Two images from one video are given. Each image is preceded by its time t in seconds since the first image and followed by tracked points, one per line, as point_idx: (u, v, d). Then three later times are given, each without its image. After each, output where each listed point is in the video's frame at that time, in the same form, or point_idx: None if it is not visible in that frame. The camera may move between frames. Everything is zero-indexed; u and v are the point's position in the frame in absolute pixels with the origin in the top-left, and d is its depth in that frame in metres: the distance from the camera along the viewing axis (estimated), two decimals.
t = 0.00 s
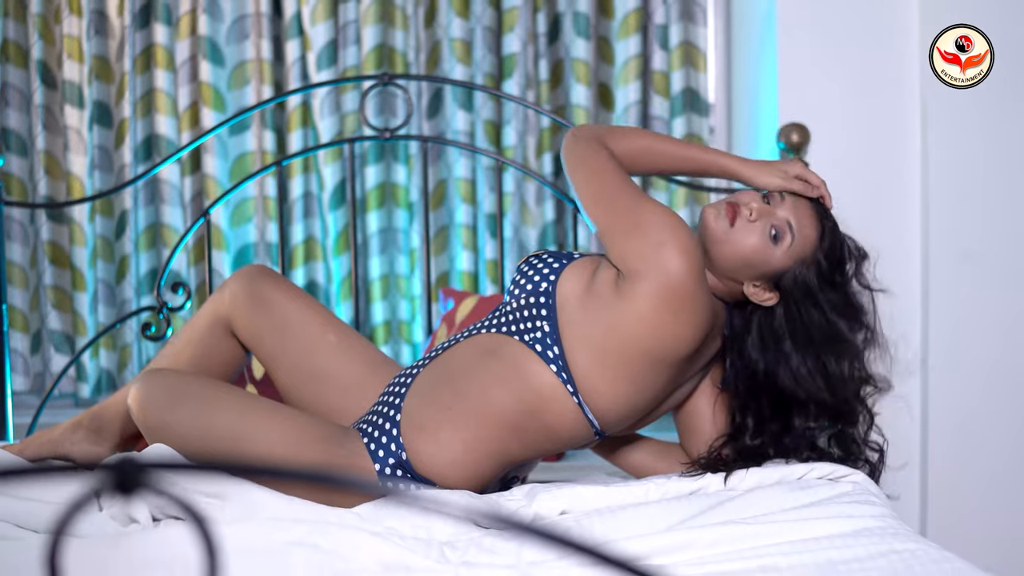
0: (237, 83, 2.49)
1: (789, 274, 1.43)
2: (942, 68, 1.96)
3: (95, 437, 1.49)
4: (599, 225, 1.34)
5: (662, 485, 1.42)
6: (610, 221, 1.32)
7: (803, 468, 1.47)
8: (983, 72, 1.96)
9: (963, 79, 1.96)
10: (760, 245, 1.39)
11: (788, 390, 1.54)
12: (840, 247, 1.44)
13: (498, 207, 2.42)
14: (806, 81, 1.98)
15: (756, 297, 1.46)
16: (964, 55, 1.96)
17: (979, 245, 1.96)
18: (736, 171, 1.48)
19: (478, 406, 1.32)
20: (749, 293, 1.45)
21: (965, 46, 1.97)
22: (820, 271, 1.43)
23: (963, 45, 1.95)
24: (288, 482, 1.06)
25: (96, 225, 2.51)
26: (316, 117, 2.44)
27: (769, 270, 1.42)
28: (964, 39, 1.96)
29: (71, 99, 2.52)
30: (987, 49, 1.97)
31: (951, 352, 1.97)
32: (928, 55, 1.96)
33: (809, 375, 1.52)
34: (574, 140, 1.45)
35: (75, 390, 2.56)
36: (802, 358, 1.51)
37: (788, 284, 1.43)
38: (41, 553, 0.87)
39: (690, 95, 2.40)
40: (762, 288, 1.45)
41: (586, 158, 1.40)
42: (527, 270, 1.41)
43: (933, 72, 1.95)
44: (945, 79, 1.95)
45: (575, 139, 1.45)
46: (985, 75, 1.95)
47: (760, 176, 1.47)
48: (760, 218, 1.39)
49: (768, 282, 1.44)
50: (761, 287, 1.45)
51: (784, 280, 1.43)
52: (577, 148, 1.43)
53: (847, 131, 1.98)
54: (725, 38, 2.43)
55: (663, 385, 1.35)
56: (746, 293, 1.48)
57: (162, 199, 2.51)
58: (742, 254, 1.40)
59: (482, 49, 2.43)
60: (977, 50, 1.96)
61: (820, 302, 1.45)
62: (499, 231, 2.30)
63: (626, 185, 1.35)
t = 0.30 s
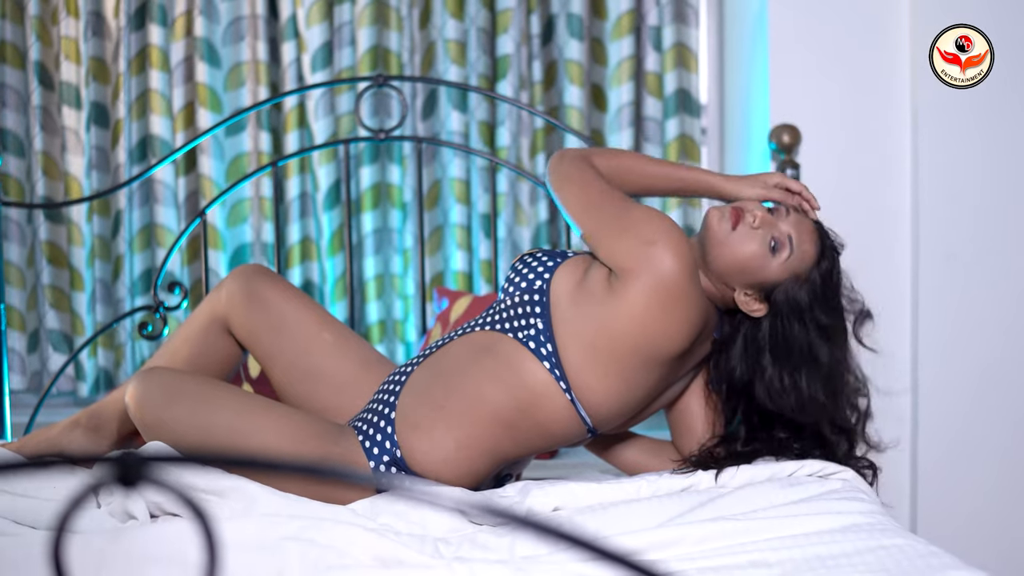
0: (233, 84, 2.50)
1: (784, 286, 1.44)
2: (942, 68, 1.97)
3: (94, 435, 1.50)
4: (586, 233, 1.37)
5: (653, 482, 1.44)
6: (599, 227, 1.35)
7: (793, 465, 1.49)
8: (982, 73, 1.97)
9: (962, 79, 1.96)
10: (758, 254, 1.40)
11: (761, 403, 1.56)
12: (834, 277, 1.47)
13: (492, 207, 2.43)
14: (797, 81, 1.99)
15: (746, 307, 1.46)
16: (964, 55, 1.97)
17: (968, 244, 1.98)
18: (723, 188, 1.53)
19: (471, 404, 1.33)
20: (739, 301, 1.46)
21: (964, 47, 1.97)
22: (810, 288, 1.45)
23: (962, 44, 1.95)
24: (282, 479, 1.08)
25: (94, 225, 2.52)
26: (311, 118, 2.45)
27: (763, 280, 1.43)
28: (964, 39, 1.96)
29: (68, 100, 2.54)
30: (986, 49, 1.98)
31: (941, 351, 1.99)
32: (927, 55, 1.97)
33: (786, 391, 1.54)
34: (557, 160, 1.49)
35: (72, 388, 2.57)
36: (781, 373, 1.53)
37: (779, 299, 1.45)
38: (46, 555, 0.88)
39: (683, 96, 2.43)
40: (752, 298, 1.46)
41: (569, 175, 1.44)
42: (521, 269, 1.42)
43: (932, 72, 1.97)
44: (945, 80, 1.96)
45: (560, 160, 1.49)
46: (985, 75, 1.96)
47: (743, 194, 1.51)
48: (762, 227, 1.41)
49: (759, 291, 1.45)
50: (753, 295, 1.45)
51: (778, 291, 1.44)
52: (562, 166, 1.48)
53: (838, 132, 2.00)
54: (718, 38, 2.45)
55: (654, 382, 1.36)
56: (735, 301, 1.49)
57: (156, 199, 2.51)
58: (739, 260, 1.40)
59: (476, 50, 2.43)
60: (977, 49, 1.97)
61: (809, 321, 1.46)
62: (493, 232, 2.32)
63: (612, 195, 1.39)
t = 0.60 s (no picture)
0: (228, 85, 2.53)
1: (776, 292, 1.46)
2: (942, 68, 2.00)
3: (90, 434, 1.51)
4: (573, 235, 1.39)
5: (644, 480, 1.45)
6: (585, 229, 1.37)
7: (783, 463, 1.51)
8: (982, 72, 1.99)
9: (962, 79, 1.99)
10: (749, 259, 1.42)
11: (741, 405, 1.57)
12: (831, 292, 1.49)
13: (485, 208, 2.45)
14: (788, 81, 2.01)
15: (738, 311, 1.49)
16: (964, 55, 1.99)
17: (956, 245, 2.00)
18: (699, 199, 1.55)
19: (464, 402, 1.35)
20: (732, 304, 1.48)
21: (965, 46, 2.00)
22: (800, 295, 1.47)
23: (963, 45, 1.98)
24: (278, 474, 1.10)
25: (90, 226, 2.54)
26: (305, 120, 2.47)
27: (758, 283, 1.45)
28: (965, 38, 1.99)
29: (65, 102, 2.55)
30: (987, 48, 2.00)
31: (929, 350, 2.01)
32: (928, 54, 2.00)
33: (767, 397, 1.56)
34: (538, 172, 1.55)
35: (69, 389, 2.58)
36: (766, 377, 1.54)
37: (770, 306, 1.47)
38: (49, 555, 0.90)
39: (675, 97, 2.44)
40: (743, 302, 1.48)
41: (553, 186, 1.48)
42: (513, 268, 1.44)
43: (933, 72, 2.00)
44: (946, 80, 1.99)
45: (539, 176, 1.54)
46: (984, 75, 1.99)
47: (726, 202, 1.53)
48: (762, 230, 1.43)
49: (750, 296, 1.47)
50: (744, 299, 1.47)
51: (768, 297, 1.46)
52: (542, 175, 1.54)
53: (829, 133, 2.02)
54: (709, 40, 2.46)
55: (646, 380, 1.38)
56: (727, 306, 1.51)
57: (150, 200, 2.53)
58: (735, 260, 1.43)
59: (469, 53, 2.46)
60: (976, 49, 1.99)
61: (798, 329, 1.48)
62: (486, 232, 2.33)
63: (591, 199, 1.42)
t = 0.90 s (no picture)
0: (219, 86, 2.54)
1: (760, 292, 1.50)
2: (942, 68, 2.02)
3: (81, 432, 1.53)
4: (555, 235, 1.42)
5: (628, 477, 1.47)
6: (569, 228, 1.40)
7: (765, 460, 1.53)
8: (982, 71, 2.02)
9: (962, 79, 2.01)
10: (737, 260, 1.46)
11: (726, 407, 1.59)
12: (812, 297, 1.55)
13: (474, 208, 2.48)
14: (775, 83, 2.03)
15: (723, 312, 1.51)
16: (964, 55, 2.01)
17: (939, 245, 2.03)
18: (678, 201, 1.60)
19: (451, 401, 1.37)
20: (717, 305, 1.50)
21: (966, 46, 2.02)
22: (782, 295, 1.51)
23: (964, 44, 2.00)
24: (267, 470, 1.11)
25: (81, 226, 2.53)
26: (294, 121, 2.48)
27: (745, 283, 1.48)
28: (965, 38, 2.01)
29: (55, 103, 2.57)
30: (987, 48, 2.02)
31: (913, 349, 2.04)
32: (928, 54, 2.02)
33: (753, 397, 1.58)
34: (515, 179, 1.59)
35: (61, 388, 2.60)
36: (750, 378, 1.57)
37: (754, 307, 1.50)
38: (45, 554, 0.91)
39: (662, 98, 2.46)
40: (729, 303, 1.50)
41: (534, 191, 1.52)
42: (499, 268, 1.46)
43: (933, 72, 2.02)
44: (946, 80, 2.01)
45: (516, 183, 1.58)
46: (984, 75, 2.01)
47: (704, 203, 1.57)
48: (751, 231, 1.47)
49: (735, 296, 1.50)
50: (729, 299, 1.50)
51: (751, 296, 1.50)
52: (518, 181, 1.58)
53: (814, 134, 2.04)
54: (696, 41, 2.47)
55: (630, 377, 1.40)
56: (711, 306, 1.53)
57: (143, 200, 2.54)
58: (725, 258, 1.46)
59: (458, 55, 2.48)
60: (976, 49, 2.01)
61: (782, 329, 1.52)
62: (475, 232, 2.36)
63: (569, 202, 1.46)
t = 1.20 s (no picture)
0: (207, 86, 2.55)
1: (745, 288, 1.51)
2: (942, 68, 2.02)
3: (69, 430, 1.54)
4: (538, 234, 1.43)
5: (613, 474, 1.49)
6: (552, 228, 1.42)
7: (749, 457, 1.54)
8: (983, 71, 2.00)
9: (962, 79, 2.01)
10: (725, 256, 1.47)
11: (713, 404, 1.60)
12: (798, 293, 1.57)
13: (460, 208, 2.49)
14: (759, 84, 2.06)
15: (709, 307, 1.51)
16: (964, 55, 2.01)
17: (922, 244, 2.05)
18: (657, 200, 1.62)
19: (437, 399, 1.38)
20: (704, 301, 1.50)
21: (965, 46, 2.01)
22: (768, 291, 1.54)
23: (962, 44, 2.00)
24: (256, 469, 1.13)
25: (69, 226, 2.53)
26: (281, 120, 2.49)
27: (732, 279, 1.49)
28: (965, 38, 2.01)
29: (43, 103, 2.58)
30: (989, 47, 2.00)
31: (895, 347, 2.07)
32: (928, 54, 2.02)
33: (740, 392, 1.59)
34: (491, 183, 1.60)
35: (49, 387, 2.60)
36: (739, 374, 1.58)
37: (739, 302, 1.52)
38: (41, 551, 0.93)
39: (647, 97, 2.49)
40: (715, 299, 1.50)
41: (513, 193, 1.53)
42: (483, 268, 1.48)
43: (933, 72, 2.02)
44: (946, 80, 2.01)
45: (496, 185, 1.59)
46: (985, 74, 2.00)
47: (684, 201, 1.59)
48: (737, 229, 1.49)
49: (721, 292, 1.50)
50: (716, 295, 1.50)
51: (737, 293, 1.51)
52: (494, 184, 1.59)
53: (795, 135, 2.07)
54: (681, 41, 2.48)
55: (615, 375, 1.41)
56: (696, 303, 1.53)
57: (131, 200, 2.55)
58: (711, 254, 1.47)
59: (444, 56, 2.50)
60: (977, 49, 2.01)
61: (768, 323, 1.54)
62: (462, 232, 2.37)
63: (549, 203, 1.47)
